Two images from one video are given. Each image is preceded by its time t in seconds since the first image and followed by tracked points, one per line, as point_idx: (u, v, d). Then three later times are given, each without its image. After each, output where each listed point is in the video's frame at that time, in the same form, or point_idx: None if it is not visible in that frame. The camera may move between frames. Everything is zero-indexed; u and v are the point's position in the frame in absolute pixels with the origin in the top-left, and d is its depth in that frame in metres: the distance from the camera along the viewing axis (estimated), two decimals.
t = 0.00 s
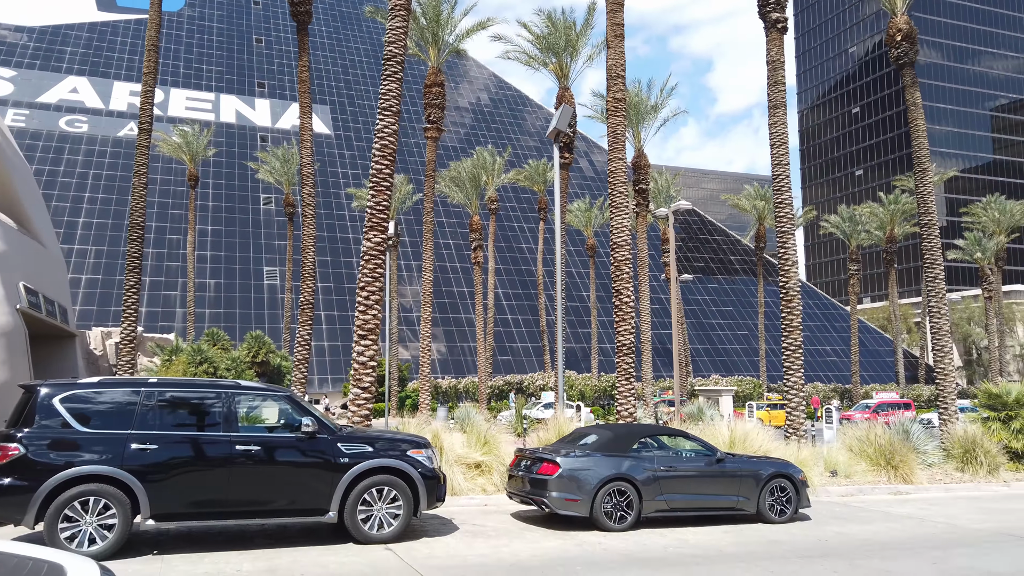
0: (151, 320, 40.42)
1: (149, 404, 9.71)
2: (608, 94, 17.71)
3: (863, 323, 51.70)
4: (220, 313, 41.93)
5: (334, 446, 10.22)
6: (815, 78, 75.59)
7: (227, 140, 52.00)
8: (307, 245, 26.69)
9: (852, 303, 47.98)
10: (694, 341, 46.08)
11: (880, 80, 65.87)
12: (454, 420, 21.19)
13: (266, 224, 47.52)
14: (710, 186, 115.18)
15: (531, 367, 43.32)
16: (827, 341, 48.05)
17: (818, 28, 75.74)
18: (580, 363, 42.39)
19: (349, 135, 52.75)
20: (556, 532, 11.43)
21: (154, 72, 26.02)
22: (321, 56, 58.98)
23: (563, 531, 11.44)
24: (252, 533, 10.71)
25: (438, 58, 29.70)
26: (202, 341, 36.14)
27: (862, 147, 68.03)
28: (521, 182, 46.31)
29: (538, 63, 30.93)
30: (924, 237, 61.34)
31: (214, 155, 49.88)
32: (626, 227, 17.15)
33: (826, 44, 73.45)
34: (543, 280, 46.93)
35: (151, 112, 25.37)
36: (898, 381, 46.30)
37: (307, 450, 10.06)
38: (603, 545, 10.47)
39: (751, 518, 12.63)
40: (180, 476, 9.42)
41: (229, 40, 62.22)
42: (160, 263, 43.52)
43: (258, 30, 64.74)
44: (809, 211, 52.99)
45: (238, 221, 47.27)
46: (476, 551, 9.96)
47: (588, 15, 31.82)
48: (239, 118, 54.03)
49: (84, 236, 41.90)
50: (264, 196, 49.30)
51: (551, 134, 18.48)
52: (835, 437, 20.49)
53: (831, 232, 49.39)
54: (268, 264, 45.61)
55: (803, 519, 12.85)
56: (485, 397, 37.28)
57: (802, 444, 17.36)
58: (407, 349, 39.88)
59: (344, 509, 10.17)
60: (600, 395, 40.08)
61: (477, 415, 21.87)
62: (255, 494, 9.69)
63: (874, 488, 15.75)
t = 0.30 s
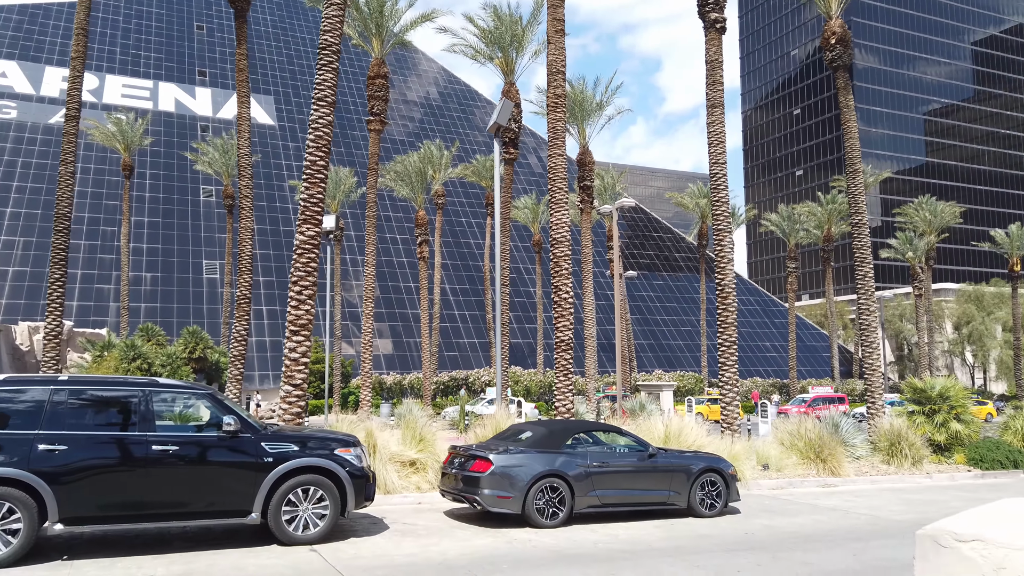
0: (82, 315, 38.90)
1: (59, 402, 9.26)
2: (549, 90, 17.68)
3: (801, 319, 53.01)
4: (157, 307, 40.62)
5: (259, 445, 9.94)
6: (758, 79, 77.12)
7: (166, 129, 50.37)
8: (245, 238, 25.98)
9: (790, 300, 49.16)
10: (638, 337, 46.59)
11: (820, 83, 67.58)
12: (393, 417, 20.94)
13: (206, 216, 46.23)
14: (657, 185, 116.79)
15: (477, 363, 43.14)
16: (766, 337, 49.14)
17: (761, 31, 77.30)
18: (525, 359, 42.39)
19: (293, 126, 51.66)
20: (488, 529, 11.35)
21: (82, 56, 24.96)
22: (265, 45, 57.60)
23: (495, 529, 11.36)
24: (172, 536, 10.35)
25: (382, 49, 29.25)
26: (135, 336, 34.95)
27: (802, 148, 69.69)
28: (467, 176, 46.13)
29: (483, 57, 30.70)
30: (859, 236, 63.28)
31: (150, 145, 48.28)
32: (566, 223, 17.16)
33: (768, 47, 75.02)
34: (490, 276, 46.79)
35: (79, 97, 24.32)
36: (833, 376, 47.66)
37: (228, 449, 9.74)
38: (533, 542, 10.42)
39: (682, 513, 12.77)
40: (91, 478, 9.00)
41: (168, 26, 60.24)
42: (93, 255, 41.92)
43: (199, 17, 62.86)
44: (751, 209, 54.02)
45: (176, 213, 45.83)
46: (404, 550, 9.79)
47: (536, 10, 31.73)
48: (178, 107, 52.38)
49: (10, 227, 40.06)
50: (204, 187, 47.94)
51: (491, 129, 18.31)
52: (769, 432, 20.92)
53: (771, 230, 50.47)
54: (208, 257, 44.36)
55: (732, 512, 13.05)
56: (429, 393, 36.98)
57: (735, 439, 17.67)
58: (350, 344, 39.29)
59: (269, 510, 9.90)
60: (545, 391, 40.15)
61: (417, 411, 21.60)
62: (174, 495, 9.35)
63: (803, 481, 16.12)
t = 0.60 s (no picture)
0: None
1: None
2: (482, 84, 17.58)
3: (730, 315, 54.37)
4: (75, 300, 38.81)
5: (173, 444, 9.56)
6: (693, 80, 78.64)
7: (87, 114, 48.15)
8: (168, 229, 25.04)
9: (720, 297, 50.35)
10: (574, 333, 46.98)
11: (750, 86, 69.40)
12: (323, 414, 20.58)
13: (130, 206, 44.42)
14: (594, 182, 118.13)
15: (412, 358, 42.72)
16: (697, 333, 50.20)
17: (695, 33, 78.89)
18: (461, 355, 42.18)
19: (224, 114, 50.09)
20: (414, 527, 11.23)
21: None
22: (194, 30, 55.67)
23: (421, 526, 11.26)
24: (81, 540, 9.89)
25: (314, 38, 28.58)
26: (50, 330, 33.33)
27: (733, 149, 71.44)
28: (402, 169, 45.60)
29: (420, 49, 30.30)
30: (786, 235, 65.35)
31: (70, 130, 46.10)
32: (498, 218, 17.10)
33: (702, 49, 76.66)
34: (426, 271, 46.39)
35: None
36: (760, 371, 49.07)
37: (139, 448, 9.32)
38: (458, 539, 10.35)
39: (608, 507, 12.89)
40: None
41: (90, 7, 57.57)
42: (5, 245, 39.73)
43: None
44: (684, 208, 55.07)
45: (97, 202, 43.85)
46: (326, 550, 9.59)
47: (473, 4, 31.54)
48: (100, 91, 50.14)
49: None
50: (127, 176, 46.04)
51: (423, 123, 18.08)
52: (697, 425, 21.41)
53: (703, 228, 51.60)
54: (131, 248, 42.59)
55: (657, 506, 13.26)
56: (362, 389, 36.41)
57: (663, 433, 17.97)
58: (281, 340, 38.37)
59: (183, 511, 9.53)
60: (480, 387, 40.06)
61: (347, 408, 21.22)
62: (80, 498, 8.90)
63: (727, 474, 16.51)
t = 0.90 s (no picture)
0: None
1: None
2: (422, 78, 17.39)
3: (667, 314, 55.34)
4: None
5: (90, 442, 9.13)
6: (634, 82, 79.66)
7: (7, 97, 45.75)
8: (93, 219, 24.02)
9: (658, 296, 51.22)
10: (515, 331, 47.10)
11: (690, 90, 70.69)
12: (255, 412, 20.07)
13: (53, 194, 42.46)
14: (536, 181, 118.68)
15: (351, 354, 42.12)
16: (636, 331, 50.98)
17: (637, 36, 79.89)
18: (400, 351, 41.73)
19: (156, 101, 48.33)
20: (345, 526, 11.03)
21: None
22: (124, 13, 53.54)
23: (353, 525, 11.06)
24: None
25: (251, 26, 27.82)
26: None
27: (673, 151, 72.68)
28: (342, 163, 44.91)
29: (360, 41, 29.89)
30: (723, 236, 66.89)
31: None
32: (437, 215, 16.92)
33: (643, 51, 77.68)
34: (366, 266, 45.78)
35: None
36: (695, 369, 50.11)
37: (54, 447, 8.88)
38: (390, 538, 10.20)
39: (543, 504, 12.94)
40: None
41: None
42: None
43: None
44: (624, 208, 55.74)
45: (17, 189, 41.79)
46: (252, 551, 9.34)
47: None
48: (22, 73, 47.73)
49: None
50: (51, 163, 44.01)
51: (361, 115, 17.76)
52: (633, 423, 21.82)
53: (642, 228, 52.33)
54: (54, 239, 40.73)
55: (591, 502, 13.38)
56: (298, 386, 35.68)
57: (598, 430, 18.12)
58: (213, 335, 37.28)
59: (100, 513, 9.13)
60: (420, 384, 39.77)
61: (281, 406, 20.76)
62: None
63: (661, 469, 16.78)
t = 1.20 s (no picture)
0: None
1: None
2: (371, 71, 17.15)
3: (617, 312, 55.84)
4: None
5: (14, 442, 8.74)
6: (587, 82, 80.17)
7: None
8: (25, 210, 23.03)
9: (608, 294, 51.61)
10: (466, 328, 46.92)
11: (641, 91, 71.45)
12: (195, 410, 19.54)
13: None
14: (489, 179, 118.53)
15: (298, 351, 41.37)
16: (587, 329, 51.32)
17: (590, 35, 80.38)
18: (349, 348, 41.13)
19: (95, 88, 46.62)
20: (286, 526, 10.79)
21: None
22: None
23: (293, 525, 10.83)
24: None
25: (195, 13, 26.98)
26: None
27: (624, 151, 73.36)
28: (291, 156, 44.11)
29: (309, 32, 29.35)
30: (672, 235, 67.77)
31: None
32: (385, 209, 16.71)
33: (596, 51, 78.19)
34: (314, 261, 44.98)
35: None
36: (644, 367, 50.68)
37: None
38: (332, 538, 10.02)
39: (489, 501, 12.87)
40: None
41: None
42: None
43: None
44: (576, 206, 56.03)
45: None
46: (187, 553, 9.06)
47: None
48: None
49: None
50: None
51: (308, 107, 17.40)
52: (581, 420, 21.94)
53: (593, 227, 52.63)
54: None
55: (537, 499, 13.38)
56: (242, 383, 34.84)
57: (546, 428, 18.15)
58: (154, 331, 36.15)
59: (25, 515, 8.73)
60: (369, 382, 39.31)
61: (223, 404, 20.22)
62: None
63: (608, 466, 16.90)
